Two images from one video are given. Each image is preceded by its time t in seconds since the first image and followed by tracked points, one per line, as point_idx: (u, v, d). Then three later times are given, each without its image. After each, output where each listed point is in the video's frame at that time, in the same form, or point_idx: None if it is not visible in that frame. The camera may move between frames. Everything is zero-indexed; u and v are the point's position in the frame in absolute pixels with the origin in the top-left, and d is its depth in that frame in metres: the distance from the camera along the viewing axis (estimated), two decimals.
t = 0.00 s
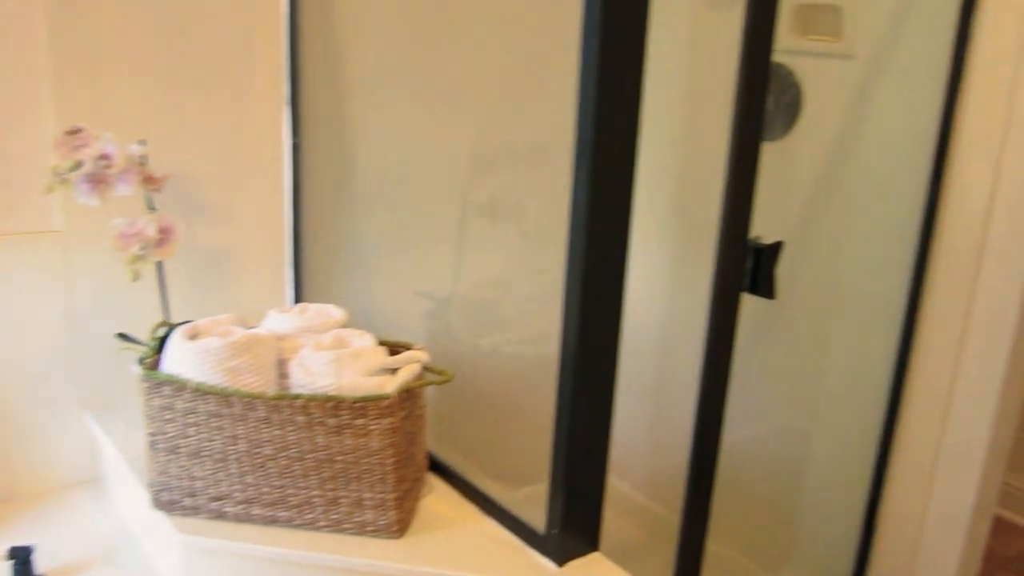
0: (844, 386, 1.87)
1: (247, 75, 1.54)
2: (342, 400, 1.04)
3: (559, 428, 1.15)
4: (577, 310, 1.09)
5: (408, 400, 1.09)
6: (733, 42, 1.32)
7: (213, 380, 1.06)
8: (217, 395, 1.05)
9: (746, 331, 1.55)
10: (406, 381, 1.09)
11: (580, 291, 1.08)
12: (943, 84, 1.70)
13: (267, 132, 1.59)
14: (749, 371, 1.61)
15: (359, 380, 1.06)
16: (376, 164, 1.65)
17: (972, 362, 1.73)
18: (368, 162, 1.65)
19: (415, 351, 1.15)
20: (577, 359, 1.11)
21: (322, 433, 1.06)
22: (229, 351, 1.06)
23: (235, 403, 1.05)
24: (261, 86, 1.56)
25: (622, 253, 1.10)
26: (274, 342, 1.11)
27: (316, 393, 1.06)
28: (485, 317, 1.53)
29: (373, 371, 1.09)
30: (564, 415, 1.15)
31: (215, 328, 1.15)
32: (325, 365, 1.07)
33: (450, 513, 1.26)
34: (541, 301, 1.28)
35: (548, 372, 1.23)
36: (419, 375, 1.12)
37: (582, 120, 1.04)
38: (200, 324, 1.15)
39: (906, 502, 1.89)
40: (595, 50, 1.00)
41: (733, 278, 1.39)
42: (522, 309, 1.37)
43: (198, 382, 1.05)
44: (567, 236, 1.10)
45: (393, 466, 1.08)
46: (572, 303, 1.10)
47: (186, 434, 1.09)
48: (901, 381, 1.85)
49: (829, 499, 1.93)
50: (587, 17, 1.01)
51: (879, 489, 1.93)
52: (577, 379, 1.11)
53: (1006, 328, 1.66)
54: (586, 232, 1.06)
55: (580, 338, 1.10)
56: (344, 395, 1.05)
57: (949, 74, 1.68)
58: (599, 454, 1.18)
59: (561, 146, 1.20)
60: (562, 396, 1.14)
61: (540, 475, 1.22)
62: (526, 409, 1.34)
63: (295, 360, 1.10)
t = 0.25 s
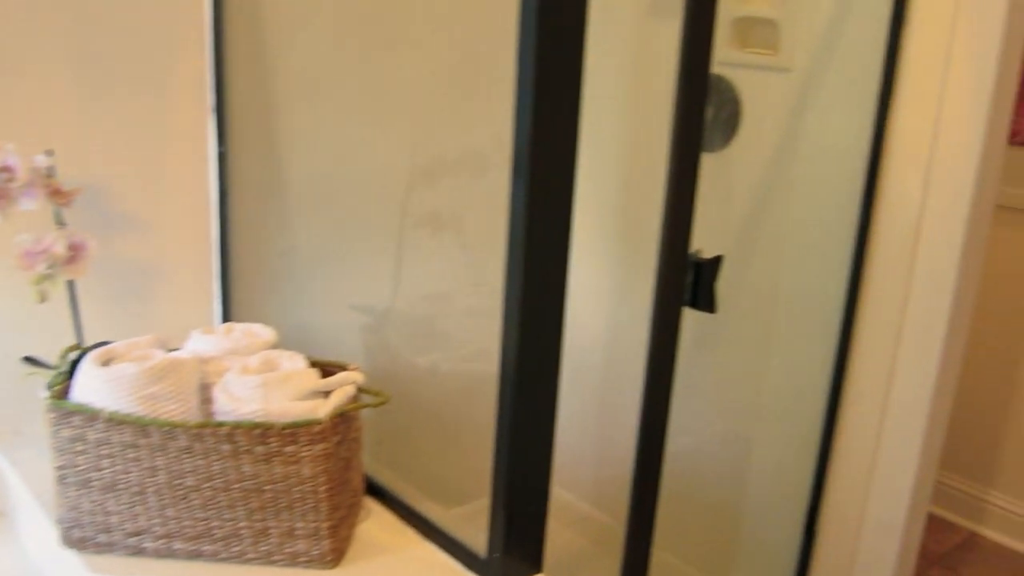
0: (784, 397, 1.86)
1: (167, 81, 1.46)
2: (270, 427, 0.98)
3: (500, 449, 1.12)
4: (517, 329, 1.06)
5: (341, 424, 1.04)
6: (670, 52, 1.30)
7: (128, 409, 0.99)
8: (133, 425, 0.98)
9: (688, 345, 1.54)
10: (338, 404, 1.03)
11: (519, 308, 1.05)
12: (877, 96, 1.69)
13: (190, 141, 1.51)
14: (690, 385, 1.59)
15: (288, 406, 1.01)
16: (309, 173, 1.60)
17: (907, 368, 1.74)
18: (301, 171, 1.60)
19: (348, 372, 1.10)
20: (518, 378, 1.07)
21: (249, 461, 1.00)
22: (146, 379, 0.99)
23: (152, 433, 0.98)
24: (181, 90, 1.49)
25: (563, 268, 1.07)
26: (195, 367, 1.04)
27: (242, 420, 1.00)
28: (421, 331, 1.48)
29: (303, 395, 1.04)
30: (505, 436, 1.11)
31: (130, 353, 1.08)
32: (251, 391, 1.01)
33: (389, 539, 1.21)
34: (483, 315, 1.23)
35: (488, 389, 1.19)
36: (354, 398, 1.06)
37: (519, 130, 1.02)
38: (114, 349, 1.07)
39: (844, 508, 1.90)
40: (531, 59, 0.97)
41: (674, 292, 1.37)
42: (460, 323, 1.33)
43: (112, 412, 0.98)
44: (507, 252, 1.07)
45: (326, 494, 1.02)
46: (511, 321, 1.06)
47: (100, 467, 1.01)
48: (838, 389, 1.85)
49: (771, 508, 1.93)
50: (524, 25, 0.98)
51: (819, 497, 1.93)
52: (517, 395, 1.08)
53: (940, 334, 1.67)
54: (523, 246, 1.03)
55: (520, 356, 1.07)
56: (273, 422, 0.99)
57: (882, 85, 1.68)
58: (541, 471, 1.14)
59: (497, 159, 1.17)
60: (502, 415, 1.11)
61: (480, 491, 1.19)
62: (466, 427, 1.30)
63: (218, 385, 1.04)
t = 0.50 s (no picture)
0: (727, 409, 1.86)
1: (87, 96, 1.49)
2: (195, 458, 0.95)
3: (438, 473, 1.09)
4: (454, 352, 1.03)
5: (272, 451, 1.01)
6: (612, 68, 1.30)
7: (43, 442, 0.94)
8: (48, 459, 0.93)
9: (629, 362, 1.54)
10: (270, 431, 1.01)
11: (455, 331, 1.03)
12: (815, 111, 1.72)
13: (109, 159, 1.55)
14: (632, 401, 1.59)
15: (216, 434, 0.98)
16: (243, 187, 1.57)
17: (846, 378, 1.76)
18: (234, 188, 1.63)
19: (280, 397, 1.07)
20: (455, 403, 1.05)
21: (175, 494, 0.96)
22: (61, 410, 0.95)
23: (70, 467, 0.94)
24: (103, 106, 1.53)
25: (501, 289, 1.06)
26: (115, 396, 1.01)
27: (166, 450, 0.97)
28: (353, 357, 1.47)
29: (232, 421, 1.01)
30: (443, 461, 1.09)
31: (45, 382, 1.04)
32: (175, 419, 0.98)
33: (325, 566, 1.22)
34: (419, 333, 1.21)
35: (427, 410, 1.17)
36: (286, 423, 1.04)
37: (456, 148, 0.99)
38: (27, 379, 1.03)
39: (785, 517, 1.91)
40: (467, 76, 0.95)
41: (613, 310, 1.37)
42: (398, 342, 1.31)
43: (26, 445, 0.94)
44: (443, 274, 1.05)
45: (257, 524, 1.00)
46: (449, 343, 1.04)
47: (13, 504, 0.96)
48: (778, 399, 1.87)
49: (714, 518, 1.93)
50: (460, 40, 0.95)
51: (762, 507, 1.94)
52: (455, 418, 1.05)
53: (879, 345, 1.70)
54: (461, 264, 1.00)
55: (457, 380, 1.04)
56: (200, 452, 0.96)
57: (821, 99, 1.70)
58: (484, 490, 1.12)
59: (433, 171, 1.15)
60: (440, 438, 1.08)
61: (421, 508, 1.17)
62: (403, 447, 1.27)
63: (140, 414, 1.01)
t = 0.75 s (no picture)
0: (675, 426, 1.88)
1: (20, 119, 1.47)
2: (131, 490, 0.98)
3: (383, 503, 1.09)
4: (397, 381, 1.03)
5: (212, 481, 1.04)
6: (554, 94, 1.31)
7: None
8: None
9: (575, 388, 1.53)
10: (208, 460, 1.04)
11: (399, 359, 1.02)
12: (759, 129, 1.75)
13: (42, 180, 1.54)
14: (579, 423, 1.59)
15: (154, 465, 1.00)
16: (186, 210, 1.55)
17: (792, 393, 1.79)
18: (173, 210, 1.62)
19: (221, 426, 1.10)
20: (399, 432, 1.04)
21: (111, 527, 0.99)
22: None
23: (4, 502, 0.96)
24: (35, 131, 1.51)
25: (444, 317, 1.05)
26: (49, 428, 1.04)
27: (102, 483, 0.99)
28: (298, 380, 1.47)
29: (170, 450, 1.03)
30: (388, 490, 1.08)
31: None
32: (110, 449, 1.01)
33: None
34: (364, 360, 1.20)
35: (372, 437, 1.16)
36: (225, 453, 1.07)
37: (397, 179, 0.99)
38: None
39: (733, 532, 1.93)
40: (408, 103, 0.96)
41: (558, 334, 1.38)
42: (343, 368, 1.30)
43: None
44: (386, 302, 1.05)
45: (196, 556, 1.03)
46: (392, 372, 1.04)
47: None
48: (725, 417, 1.89)
49: (664, 534, 1.95)
50: (401, 68, 0.96)
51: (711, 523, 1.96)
52: (398, 448, 1.05)
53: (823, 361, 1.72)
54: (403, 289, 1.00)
55: (401, 409, 1.04)
56: (136, 484, 0.98)
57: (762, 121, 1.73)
58: (431, 513, 1.12)
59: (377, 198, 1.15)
60: (385, 468, 1.08)
61: (368, 530, 1.16)
62: (349, 477, 1.26)
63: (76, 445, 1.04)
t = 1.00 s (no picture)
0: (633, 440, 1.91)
1: None
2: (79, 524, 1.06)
3: (335, 525, 1.08)
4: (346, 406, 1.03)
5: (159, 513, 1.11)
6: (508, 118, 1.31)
7: None
8: None
9: (530, 406, 1.53)
10: (156, 491, 1.11)
11: (347, 383, 1.02)
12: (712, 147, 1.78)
13: None
14: (535, 442, 1.59)
15: (101, 500, 1.07)
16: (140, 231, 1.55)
17: (746, 407, 1.82)
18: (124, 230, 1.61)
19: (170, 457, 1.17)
20: (352, 456, 1.04)
21: (58, 563, 1.07)
22: None
23: None
24: None
25: (394, 340, 1.05)
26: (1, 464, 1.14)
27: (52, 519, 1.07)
28: (254, 403, 1.48)
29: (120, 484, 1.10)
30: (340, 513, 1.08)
31: None
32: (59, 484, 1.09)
33: None
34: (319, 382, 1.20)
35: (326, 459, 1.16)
36: (174, 482, 1.15)
37: (345, 206, 0.99)
38: None
39: (692, 542, 1.97)
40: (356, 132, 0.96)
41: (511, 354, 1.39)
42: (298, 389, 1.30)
43: None
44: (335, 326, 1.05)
45: None
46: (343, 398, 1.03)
47: None
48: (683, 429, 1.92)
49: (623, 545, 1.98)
50: (349, 97, 0.97)
51: (670, 534, 1.99)
52: (350, 472, 1.05)
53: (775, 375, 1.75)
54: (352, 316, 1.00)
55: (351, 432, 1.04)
56: (82, 519, 1.06)
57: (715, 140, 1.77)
58: (385, 535, 1.12)
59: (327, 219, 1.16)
60: (337, 491, 1.08)
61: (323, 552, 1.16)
62: (303, 499, 1.25)
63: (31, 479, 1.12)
